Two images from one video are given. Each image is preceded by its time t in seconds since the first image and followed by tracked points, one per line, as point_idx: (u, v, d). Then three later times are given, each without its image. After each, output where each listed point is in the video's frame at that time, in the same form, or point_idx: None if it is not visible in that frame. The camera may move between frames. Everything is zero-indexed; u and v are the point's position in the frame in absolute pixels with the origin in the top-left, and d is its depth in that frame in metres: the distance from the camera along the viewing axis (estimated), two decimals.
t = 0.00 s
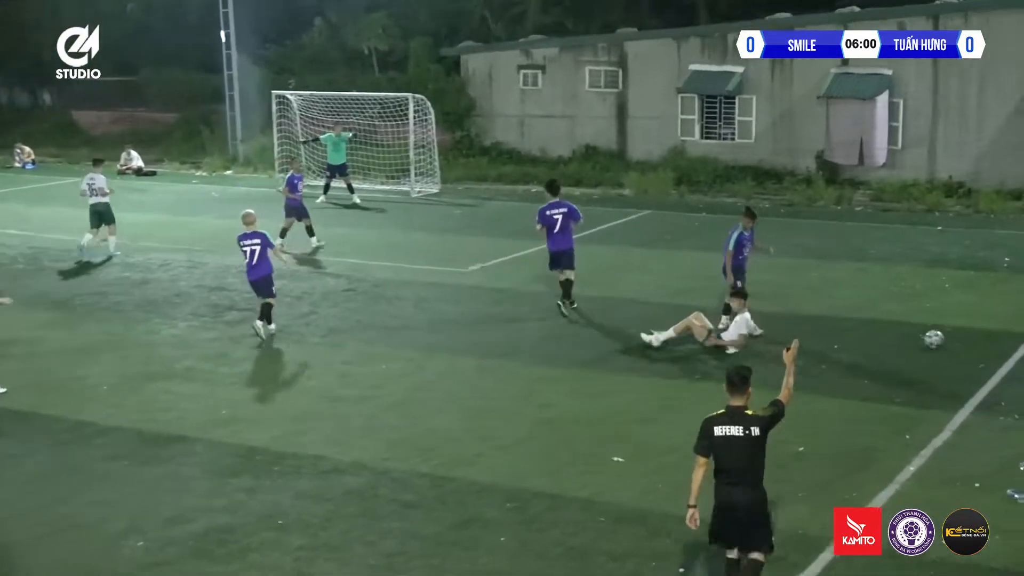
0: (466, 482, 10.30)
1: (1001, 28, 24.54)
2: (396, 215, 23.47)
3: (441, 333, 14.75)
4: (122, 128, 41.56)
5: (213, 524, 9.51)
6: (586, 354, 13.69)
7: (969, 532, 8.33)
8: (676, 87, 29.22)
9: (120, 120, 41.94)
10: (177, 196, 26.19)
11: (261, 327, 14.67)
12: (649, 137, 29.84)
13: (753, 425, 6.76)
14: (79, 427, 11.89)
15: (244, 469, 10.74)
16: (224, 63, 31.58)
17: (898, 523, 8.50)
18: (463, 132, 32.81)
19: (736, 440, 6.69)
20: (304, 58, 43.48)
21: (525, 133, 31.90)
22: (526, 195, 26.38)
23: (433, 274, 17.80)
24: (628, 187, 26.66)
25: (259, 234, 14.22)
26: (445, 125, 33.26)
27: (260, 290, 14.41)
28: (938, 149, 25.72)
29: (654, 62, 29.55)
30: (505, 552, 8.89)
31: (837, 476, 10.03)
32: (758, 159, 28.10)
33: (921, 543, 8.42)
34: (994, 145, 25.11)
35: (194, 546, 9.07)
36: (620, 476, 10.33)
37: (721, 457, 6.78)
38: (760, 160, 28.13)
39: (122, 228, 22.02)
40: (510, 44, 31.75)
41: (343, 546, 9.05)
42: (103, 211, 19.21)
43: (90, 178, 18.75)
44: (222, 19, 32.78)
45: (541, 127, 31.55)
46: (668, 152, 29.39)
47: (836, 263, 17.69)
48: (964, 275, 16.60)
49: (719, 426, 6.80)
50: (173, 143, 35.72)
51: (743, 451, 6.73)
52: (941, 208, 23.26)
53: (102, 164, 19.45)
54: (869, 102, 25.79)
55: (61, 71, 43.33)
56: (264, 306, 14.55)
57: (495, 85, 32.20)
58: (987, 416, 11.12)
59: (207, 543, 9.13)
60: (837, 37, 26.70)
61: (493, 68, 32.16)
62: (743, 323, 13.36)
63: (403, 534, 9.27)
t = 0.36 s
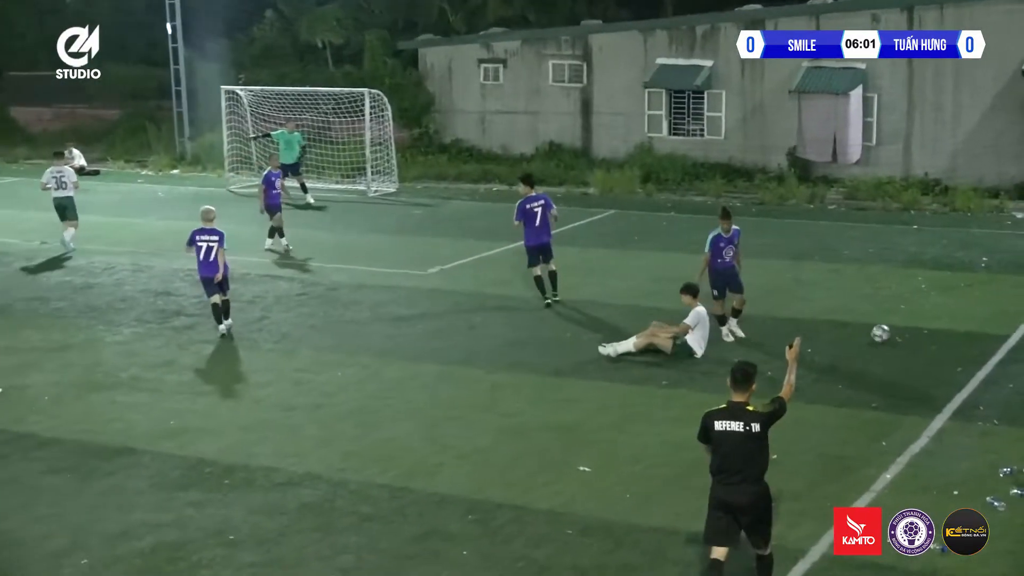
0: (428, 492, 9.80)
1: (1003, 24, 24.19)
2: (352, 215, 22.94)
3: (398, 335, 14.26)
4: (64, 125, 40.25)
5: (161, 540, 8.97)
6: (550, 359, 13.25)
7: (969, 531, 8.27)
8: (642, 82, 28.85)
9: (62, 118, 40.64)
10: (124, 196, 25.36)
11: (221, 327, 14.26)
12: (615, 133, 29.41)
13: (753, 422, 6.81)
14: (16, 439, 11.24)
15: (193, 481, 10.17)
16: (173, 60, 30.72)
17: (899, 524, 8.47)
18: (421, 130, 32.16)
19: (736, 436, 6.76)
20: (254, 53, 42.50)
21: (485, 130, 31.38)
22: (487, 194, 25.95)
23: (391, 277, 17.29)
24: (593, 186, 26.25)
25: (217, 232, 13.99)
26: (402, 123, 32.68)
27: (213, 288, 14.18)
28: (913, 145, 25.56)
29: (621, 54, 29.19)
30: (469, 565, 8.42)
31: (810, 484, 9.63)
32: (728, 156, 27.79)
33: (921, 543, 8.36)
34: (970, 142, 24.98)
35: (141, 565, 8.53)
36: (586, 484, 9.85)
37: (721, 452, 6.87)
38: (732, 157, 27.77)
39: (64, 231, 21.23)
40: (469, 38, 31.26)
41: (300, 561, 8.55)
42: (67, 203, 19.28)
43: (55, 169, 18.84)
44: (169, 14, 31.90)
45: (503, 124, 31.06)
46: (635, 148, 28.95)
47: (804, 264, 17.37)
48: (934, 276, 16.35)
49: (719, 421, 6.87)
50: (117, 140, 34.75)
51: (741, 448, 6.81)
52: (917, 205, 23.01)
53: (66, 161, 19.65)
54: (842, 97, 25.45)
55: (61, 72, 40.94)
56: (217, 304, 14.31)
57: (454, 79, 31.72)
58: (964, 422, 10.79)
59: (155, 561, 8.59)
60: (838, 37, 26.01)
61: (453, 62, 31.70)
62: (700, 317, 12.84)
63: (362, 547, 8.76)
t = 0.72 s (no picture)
0: (403, 499, 9.57)
1: (1000, 25, 23.99)
2: (325, 216, 22.68)
3: (372, 340, 14.03)
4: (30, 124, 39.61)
5: (130, 549, 8.72)
6: (526, 363, 13.05)
7: (970, 532, 8.28)
8: (620, 80, 28.69)
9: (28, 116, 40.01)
10: (92, 198, 24.98)
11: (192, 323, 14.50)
12: (591, 133, 29.21)
13: (766, 405, 7.12)
14: None
15: (162, 488, 9.91)
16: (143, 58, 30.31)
17: (898, 523, 8.34)
18: (395, 130, 31.87)
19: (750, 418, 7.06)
20: (223, 51, 42.05)
21: (460, 129, 31.16)
22: (463, 195, 25.71)
23: (365, 280, 17.05)
24: (570, 186, 26.09)
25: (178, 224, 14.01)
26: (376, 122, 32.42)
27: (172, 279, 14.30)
28: (894, 146, 25.53)
29: (598, 52, 29.02)
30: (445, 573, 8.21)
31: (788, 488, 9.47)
32: (707, 156, 27.70)
33: (921, 543, 8.25)
34: (951, 143, 24.97)
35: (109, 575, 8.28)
36: (564, 490, 9.65)
37: (736, 433, 7.16)
38: (710, 157, 27.70)
39: (30, 233, 20.87)
40: (443, 36, 31.06)
41: (275, 569, 8.33)
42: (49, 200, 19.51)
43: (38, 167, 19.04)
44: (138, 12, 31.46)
45: (478, 124, 30.85)
46: (612, 148, 28.77)
47: (783, 265, 17.26)
48: (914, 278, 16.26)
49: (734, 404, 7.17)
50: (85, 139, 34.29)
51: (755, 430, 7.11)
52: (898, 206, 22.94)
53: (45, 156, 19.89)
54: (823, 96, 25.44)
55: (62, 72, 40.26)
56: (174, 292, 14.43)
57: (429, 77, 31.51)
58: (946, 425, 10.67)
59: (123, 571, 8.34)
60: (838, 38, 25.69)
61: (426, 61, 31.50)
62: (657, 317, 12.69)
63: (336, 556, 8.53)
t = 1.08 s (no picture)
0: (384, 504, 9.24)
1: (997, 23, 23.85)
2: (303, 214, 22.30)
3: (350, 341, 13.68)
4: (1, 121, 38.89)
5: (101, 557, 8.36)
6: (509, 365, 12.73)
7: (970, 532, 7.98)
8: (606, 74, 28.38)
9: None
10: (63, 196, 24.47)
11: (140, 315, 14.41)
12: (577, 128, 28.93)
13: (780, 395, 7.02)
14: None
15: (133, 494, 9.55)
16: (116, 53, 29.80)
17: (898, 525, 8.03)
18: (374, 125, 31.50)
19: (765, 411, 6.97)
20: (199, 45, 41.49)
21: (442, 125, 30.78)
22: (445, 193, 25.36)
23: (344, 279, 16.70)
24: (555, 183, 25.79)
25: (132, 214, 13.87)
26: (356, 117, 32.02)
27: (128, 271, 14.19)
28: (886, 141, 25.37)
29: (583, 45, 28.70)
30: None
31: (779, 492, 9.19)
32: (695, 153, 27.47)
33: (921, 543, 7.96)
34: (944, 139, 24.82)
35: None
36: (550, 495, 9.34)
37: (751, 425, 7.06)
38: (698, 154, 27.46)
39: None
40: (424, 29, 30.66)
41: None
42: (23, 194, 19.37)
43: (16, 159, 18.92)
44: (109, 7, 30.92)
45: (461, 120, 30.48)
46: (598, 144, 28.48)
47: (771, 264, 17.01)
48: (905, 276, 16.04)
49: (748, 396, 7.06)
50: (57, 135, 33.72)
51: (770, 421, 7.03)
52: (891, 203, 22.74)
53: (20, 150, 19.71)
54: (814, 90, 25.35)
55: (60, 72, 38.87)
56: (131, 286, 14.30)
57: (409, 70, 31.07)
58: (941, 427, 10.43)
59: None
60: (838, 37, 25.41)
61: (406, 54, 31.05)
62: (642, 318, 12.42)
63: (313, 564, 8.20)
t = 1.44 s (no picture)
0: (383, 486, 9.25)
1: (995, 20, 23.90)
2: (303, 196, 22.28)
3: (350, 324, 13.68)
4: None
5: (102, 539, 8.38)
6: (509, 347, 12.73)
7: (969, 531, 7.90)
8: (605, 56, 28.27)
9: None
10: (62, 178, 24.44)
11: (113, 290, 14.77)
12: (576, 110, 28.87)
13: (801, 363, 7.18)
14: None
15: (134, 476, 9.56)
16: (114, 35, 29.69)
17: (898, 525, 8.01)
18: (373, 107, 31.45)
19: (785, 378, 7.12)
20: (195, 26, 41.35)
21: (441, 107, 30.72)
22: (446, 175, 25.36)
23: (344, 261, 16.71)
24: (554, 165, 25.76)
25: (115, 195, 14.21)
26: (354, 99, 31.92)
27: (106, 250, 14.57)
28: (887, 121, 25.34)
29: (582, 27, 28.56)
30: (426, 563, 7.91)
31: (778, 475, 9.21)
32: (695, 134, 27.42)
33: (921, 543, 7.90)
34: (945, 119, 24.76)
35: (79, 567, 7.95)
36: (548, 477, 9.36)
37: (771, 392, 7.22)
38: (698, 135, 27.41)
39: None
40: (422, 10, 30.49)
41: (250, 559, 8.01)
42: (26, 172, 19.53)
43: (19, 139, 18.97)
44: None
45: (459, 101, 30.43)
46: (597, 125, 28.44)
47: (771, 245, 17.01)
48: (906, 258, 16.04)
49: (769, 363, 7.22)
50: (54, 117, 33.65)
51: (789, 388, 7.18)
52: (891, 183, 22.70)
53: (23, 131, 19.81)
54: (813, 72, 25.35)
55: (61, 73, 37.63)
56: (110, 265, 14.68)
57: (407, 51, 30.93)
58: (940, 409, 10.44)
59: (93, 563, 8.00)
60: (838, 37, 25.37)
61: (404, 35, 30.92)
62: (648, 296, 12.55)
63: (313, 546, 8.21)
